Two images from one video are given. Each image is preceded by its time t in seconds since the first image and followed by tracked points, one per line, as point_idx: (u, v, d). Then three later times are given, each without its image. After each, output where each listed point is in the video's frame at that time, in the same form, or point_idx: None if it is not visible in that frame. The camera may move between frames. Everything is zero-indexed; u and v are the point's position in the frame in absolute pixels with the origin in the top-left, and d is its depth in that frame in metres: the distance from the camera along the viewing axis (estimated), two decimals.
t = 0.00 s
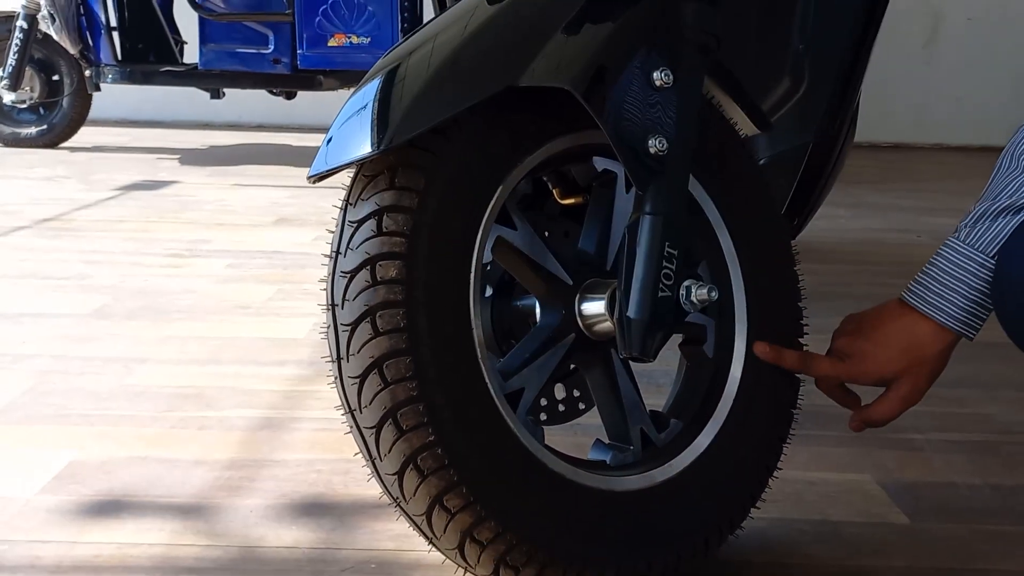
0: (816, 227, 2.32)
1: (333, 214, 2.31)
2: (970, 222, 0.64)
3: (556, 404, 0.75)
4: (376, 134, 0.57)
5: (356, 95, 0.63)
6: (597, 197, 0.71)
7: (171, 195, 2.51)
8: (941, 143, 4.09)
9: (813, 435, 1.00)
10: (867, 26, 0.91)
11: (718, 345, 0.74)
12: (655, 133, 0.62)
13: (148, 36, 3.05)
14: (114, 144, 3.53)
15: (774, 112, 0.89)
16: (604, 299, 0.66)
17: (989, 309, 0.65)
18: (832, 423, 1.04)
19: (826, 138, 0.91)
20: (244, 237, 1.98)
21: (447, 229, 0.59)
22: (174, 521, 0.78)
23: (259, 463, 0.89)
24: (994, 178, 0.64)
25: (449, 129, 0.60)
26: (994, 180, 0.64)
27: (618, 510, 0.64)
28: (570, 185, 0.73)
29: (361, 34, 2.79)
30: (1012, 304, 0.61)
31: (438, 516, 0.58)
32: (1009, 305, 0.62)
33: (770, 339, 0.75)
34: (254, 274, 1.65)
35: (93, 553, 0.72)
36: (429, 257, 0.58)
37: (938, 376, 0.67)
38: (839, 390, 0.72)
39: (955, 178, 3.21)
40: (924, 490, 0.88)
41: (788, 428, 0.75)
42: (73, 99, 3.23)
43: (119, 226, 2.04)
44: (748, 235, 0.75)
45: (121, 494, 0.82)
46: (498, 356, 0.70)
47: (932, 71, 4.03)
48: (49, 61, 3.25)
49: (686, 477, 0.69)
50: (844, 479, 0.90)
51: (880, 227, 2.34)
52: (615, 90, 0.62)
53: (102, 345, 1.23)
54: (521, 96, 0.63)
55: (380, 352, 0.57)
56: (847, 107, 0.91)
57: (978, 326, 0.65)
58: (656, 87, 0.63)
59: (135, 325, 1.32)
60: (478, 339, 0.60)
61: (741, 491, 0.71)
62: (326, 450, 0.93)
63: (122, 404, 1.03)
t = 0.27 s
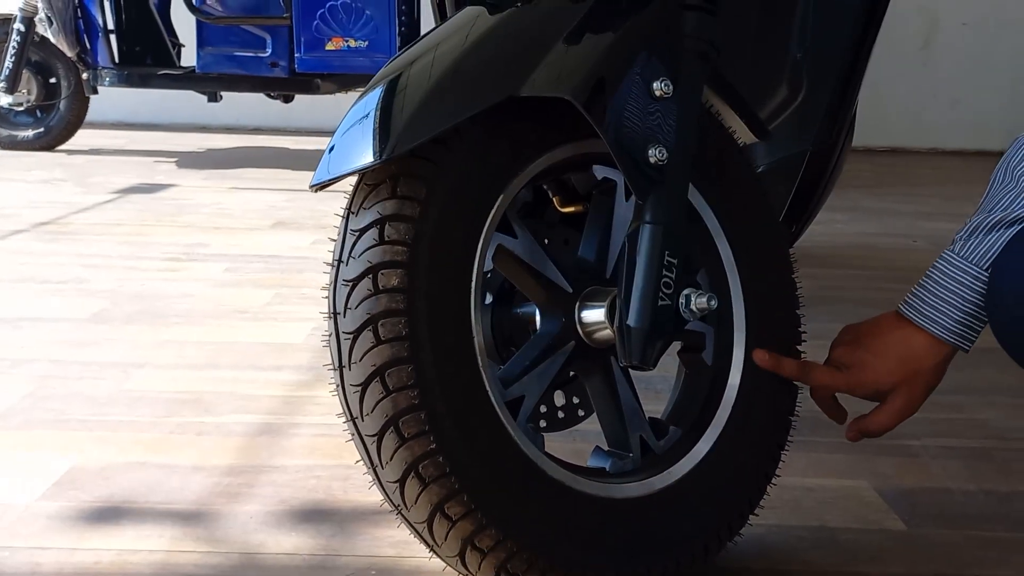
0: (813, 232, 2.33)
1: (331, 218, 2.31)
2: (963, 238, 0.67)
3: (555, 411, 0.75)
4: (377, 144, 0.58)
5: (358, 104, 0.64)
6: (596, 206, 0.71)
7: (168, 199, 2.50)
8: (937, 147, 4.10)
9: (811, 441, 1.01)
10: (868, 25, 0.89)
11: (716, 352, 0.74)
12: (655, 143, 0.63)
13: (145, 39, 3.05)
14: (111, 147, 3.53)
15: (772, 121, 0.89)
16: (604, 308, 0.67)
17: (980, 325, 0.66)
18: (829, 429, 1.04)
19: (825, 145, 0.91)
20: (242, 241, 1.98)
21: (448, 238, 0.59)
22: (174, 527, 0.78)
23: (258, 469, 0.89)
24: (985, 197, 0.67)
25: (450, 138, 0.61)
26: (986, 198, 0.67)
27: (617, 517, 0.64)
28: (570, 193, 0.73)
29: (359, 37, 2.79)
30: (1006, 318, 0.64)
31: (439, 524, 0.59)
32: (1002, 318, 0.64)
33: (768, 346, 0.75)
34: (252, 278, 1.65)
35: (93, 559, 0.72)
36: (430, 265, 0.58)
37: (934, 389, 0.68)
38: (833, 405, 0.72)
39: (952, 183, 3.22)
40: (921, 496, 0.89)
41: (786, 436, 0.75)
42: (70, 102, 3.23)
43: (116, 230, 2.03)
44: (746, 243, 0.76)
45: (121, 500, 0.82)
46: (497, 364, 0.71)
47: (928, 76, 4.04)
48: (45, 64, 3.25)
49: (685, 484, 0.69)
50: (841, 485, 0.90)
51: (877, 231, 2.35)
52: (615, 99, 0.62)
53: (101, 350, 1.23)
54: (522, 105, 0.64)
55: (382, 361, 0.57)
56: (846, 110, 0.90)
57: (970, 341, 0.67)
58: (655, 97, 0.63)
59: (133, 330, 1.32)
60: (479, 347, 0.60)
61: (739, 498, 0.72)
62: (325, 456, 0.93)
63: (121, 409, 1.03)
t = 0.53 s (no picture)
0: (809, 239, 2.33)
1: (329, 225, 2.31)
2: (953, 254, 0.67)
3: (554, 419, 0.76)
4: (377, 154, 0.58)
5: (359, 114, 0.64)
6: (596, 215, 0.72)
7: (166, 205, 2.50)
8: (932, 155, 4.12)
9: (808, 449, 1.01)
10: (867, 30, 0.88)
11: (714, 361, 0.74)
12: (655, 153, 0.63)
13: (143, 46, 3.02)
14: (109, 153, 3.53)
15: (770, 129, 0.89)
16: (603, 317, 0.67)
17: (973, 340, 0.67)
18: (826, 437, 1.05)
19: (822, 154, 0.90)
20: (240, 248, 1.98)
21: (449, 247, 0.59)
22: (173, 536, 0.78)
23: (257, 477, 0.89)
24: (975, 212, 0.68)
25: (451, 148, 0.61)
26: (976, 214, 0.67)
27: (617, 526, 0.65)
28: (570, 204, 0.74)
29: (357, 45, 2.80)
30: (996, 335, 0.64)
31: (439, 533, 0.59)
32: (993, 334, 0.64)
33: (766, 356, 0.76)
34: (250, 286, 1.65)
35: (92, 568, 0.72)
36: (431, 275, 0.59)
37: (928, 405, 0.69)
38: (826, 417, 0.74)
39: (947, 191, 3.23)
40: (918, 505, 0.89)
41: (784, 444, 0.76)
42: (68, 109, 3.23)
43: (114, 237, 2.03)
44: (744, 253, 0.76)
45: (119, 508, 0.82)
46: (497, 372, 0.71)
47: (923, 84, 4.06)
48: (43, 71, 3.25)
49: (683, 493, 0.69)
50: (839, 494, 0.91)
51: (873, 239, 2.36)
52: (616, 109, 0.62)
53: (99, 358, 1.23)
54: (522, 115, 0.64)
55: (384, 370, 0.58)
56: (841, 120, 0.90)
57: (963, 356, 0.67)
58: (655, 107, 0.64)
59: (131, 337, 1.32)
60: (479, 356, 0.60)
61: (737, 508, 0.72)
62: (324, 464, 0.93)
63: (120, 417, 1.03)
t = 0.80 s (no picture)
0: (804, 244, 2.34)
1: (325, 229, 2.31)
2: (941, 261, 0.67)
3: (549, 423, 0.76)
4: (375, 159, 0.58)
5: (355, 118, 0.64)
6: (591, 220, 0.72)
7: (161, 210, 2.50)
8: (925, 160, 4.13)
9: (802, 453, 1.01)
10: (863, 31, 0.90)
11: (709, 364, 0.74)
12: (652, 158, 0.63)
13: (139, 50, 3.06)
14: (104, 157, 3.52)
15: (765, 134, 0.89)
16: (599, 320, 0.67)
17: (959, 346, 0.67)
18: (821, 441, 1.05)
19: (817, 160, 0.91)
20: (235, 252, 1.98)
21: (446, 251, 0.60)
22: (168, 540, 0.78)
23: (253, 481, 0.89)
24: (961, 218, 0.68)
25: (449, 153, 0.61)
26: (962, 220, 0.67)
27: (612, 529, 0.65)
28: (566, 209, 0.74)
29: (352, 49, 2.80)
30: (987, 344, 0.65)
31: (436, 536, 0.59)
32: (984, 344, 0.66)
33: (760, 360, 0.76)
34: (245, 290, 1.65)
35: (87, 572, 0.72)
36: (428, 278, 0.59)
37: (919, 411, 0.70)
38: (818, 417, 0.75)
39: (941, 196, 3.25)
40: (911, 508, 0.90)
41: (778, 448, 0.76)
42: (63, 113, 3.22)
43: (109, 241, 2.03)
44: (739, 258, 0.76)
45: (114, 512, 0.82)
46: (493, 376, 0.71)
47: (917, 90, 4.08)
48: (38, 75, 3.24)
49: (678, 496, 0.69)
50: (832, 497, 0.91)
51: (867, 244, 2.37)
52: (612, 114, 0.63)
53: (93, 362, 1.23)
54: (519, 121, 0.65)
55: (381, 372, 0.58)
56: (836, 125, 0.91)
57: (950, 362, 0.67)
58: (652, 113, 0.64)
59: (126, 342, 1.32)
60: (476, 360, 0.60)
61: (731, 511, 0.72)
62: (319, 468, 0.93)
63: (114, 421, 1.03)
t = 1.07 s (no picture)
0: (796, 243, 2.35)
1: (318, 228, 2.31)
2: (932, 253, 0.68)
3: (541, 418, 0.76)
4: (365, 154, 0.59)
5: (346, 113, 0.65)
6: (582, 216, 0.72)
7: (154, 208, 2.50)
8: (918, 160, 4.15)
9: (793, 449, 1.02)
10: (854, 26, 0.90)
11: (699, 360, 0.75)
12: (642, 153, 0.64)
13: (131, 49, 3.01)
14: (97, 156, 3.51)
15: (755, 131, 0.90)
16: (589, 315, 0.68)
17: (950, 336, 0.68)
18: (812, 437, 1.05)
19: (807, 157, 0.91)
20: (228, 250, 1.97)
21: (437, 245, 0.60)
22: (160, 535, 0.78)
23: (245, 477, 0.89)
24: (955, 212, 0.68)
25: (440, 148, 0.61)
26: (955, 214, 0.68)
27: (603, 523, 0.65)
28: (557, 204, 0.75)
29: (346, 48, 2.81)
30: (980, 338, 0.66)
31: (426, 529, 0.59)
32: (977, 338, 0.66)
33: (750, 355, 0.76)
34: (238, 287, 1.65)
35: (78, 567, 0.72)
36: (419, 273, 0.59)
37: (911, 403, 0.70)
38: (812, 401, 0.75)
39: (933, 196, 3.26)
40: (901, 503, 0.90)
41: (768, 443, 0.76)
42: (55, 111, 3.21)
43: (102, 239, 2.03)
44: (729, 254, 0.77)
45: (106, 508, 0.82)
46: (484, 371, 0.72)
47: (909, 90, 4.10)
48: (31, 73, 3.23)
49: (668, 491, 0.70)
50: (823, 492, 0.91)
51: (859, 243, 2.38)
52: (603, 110, 0.63)
53: (86, 359, 1.22)
54: (510, 116, 0.65)
55: (371, 367, 0.58)
56: (825, 122, 0.91)
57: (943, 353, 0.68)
58: (642, 108, 0.65)
59: (119, 339, 1.32)
60: (467, 354, 0.61)
61: (721, 506, 0.72)
62: (312, 464, 0.93)
63: (106, 418, 1.03)
